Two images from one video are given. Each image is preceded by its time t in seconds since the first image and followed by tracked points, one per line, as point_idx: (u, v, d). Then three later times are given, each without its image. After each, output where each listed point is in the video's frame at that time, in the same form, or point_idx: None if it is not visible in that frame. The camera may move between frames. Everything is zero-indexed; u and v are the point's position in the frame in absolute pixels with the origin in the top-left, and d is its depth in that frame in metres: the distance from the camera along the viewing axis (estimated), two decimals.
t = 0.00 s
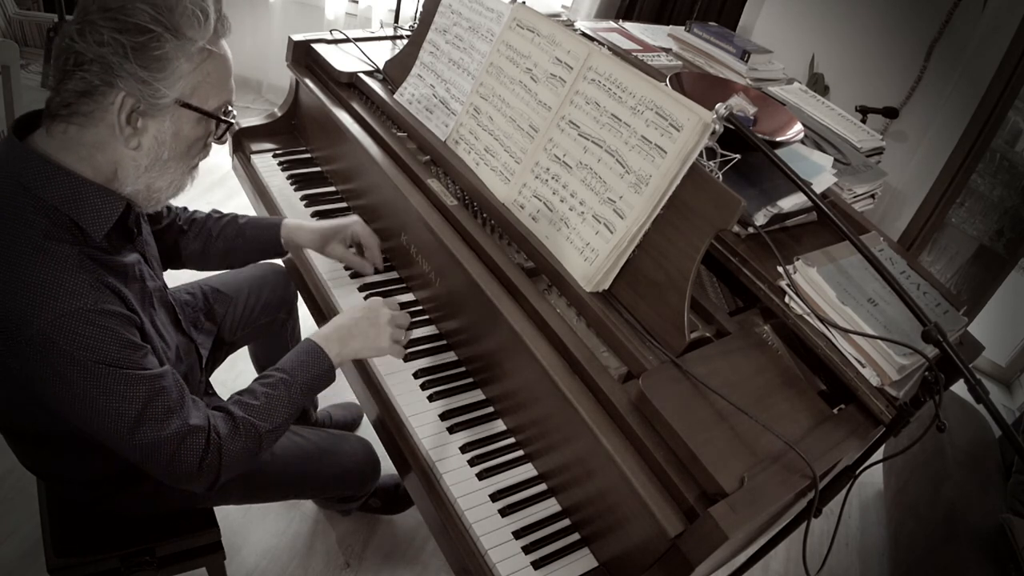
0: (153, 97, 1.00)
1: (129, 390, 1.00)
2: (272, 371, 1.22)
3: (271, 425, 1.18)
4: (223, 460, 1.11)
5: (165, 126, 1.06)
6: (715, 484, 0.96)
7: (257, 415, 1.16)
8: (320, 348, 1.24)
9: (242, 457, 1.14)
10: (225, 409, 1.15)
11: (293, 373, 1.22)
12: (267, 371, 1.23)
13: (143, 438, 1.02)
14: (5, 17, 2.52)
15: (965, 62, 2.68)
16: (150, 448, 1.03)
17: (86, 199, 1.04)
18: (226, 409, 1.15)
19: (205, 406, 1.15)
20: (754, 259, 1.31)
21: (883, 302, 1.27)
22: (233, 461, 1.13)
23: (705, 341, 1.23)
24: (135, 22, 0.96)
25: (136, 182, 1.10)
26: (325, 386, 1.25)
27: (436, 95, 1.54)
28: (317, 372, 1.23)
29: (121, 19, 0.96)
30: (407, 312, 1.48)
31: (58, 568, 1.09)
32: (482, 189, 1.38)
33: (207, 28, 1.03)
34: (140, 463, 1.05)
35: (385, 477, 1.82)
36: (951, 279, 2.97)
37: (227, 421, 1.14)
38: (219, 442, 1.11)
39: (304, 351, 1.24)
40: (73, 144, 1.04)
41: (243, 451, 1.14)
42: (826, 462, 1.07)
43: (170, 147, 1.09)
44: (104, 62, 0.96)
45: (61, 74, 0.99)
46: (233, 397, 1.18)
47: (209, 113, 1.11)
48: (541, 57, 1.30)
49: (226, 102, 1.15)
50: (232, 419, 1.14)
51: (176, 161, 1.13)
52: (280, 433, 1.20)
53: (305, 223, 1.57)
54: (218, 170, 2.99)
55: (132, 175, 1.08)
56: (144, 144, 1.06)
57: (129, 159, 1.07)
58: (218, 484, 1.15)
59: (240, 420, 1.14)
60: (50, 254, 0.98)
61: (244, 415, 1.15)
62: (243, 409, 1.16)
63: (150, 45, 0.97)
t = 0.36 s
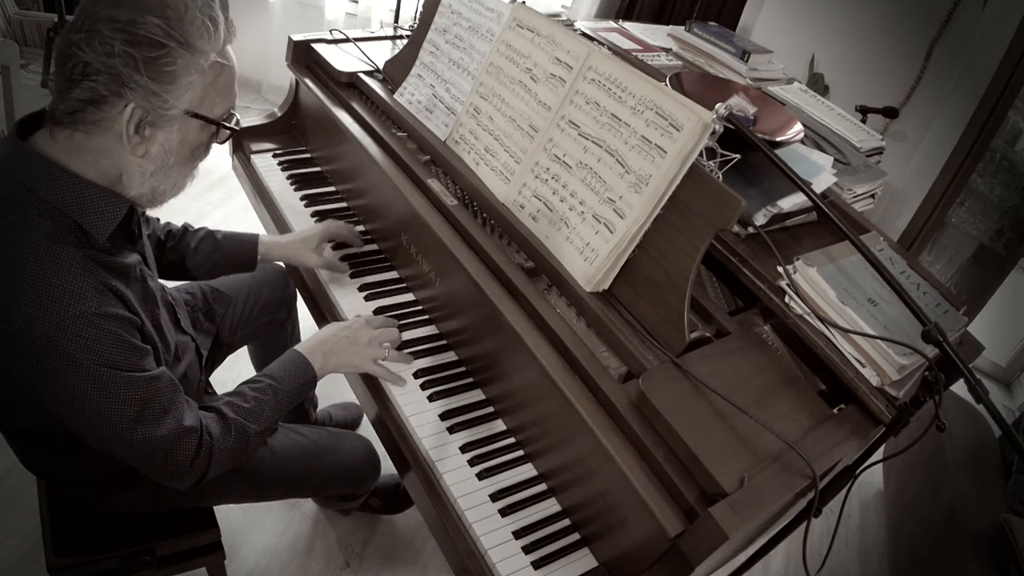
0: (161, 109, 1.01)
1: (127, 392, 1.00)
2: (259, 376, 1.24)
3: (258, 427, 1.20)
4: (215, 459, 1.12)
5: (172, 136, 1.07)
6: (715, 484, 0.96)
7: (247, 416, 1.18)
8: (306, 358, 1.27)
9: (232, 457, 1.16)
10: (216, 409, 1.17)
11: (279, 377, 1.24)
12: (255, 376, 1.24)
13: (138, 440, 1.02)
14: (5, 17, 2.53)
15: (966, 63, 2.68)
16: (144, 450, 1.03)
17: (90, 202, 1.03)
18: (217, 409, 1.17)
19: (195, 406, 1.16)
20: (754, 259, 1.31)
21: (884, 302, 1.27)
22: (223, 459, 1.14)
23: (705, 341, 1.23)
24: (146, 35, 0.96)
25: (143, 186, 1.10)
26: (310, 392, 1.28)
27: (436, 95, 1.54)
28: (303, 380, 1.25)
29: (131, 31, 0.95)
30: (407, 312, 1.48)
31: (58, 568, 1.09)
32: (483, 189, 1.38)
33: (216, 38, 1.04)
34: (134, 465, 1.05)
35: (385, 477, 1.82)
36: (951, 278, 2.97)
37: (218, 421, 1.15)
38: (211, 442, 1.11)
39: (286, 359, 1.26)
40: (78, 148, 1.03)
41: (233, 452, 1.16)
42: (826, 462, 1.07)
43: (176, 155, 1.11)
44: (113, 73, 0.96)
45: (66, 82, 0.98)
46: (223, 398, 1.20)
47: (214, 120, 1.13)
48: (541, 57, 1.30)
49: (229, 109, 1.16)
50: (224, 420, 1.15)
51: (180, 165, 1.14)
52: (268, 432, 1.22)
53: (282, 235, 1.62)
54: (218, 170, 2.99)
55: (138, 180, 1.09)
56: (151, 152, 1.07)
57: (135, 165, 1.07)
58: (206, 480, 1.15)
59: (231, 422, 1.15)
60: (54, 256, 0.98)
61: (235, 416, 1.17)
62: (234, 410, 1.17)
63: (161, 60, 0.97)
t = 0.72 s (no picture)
0: (145, 103, 1.00)
1: (122, 388, 1.00)
2: (253, 373, 1.24)
3: (253, 424, 1.19)
4: (209, 455, 1.12)
5: (158, 131, 1.07)
6: (715, 484, 0.96)
7: (242, 413, 1.18)
8: (299, 356, 1.27)
9: (226, 453, 1.16)
10: (210, 406, 1.16)
11: (272, 375, 1.24)
12: (248, 373, 1.24)
13: (134, 437, 1.03)
14: (5, 17, 2.53)
15: (965, 63, 2.69)
16: (139, 446, 1.03)
17: (85, 199, 1.03)
18: (211, 405, 1.16)
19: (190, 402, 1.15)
20: (754, 259, 1.31)
21: (884, 302, 1.27)
22: (216, 455, 1.13)
23: (705, 341, 1.23)
24: (125, 28, 0.95)
25: (133, 183, 1.10)
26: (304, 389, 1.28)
27: (436, 95, 1.54)
28: (296, 377, 1.25)
29: (111, 25, 0.95)
30: (407, 312, 1.48)
31: (58, 568, 1.09)
32: (482, 189, 1.38)
33: (199, 31, 1.02)
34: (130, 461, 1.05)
35: (385, 477, 1.83)
36: (951, 279, 2.96)
37: (212, 417, 1.15)
38: (205, 438, 1.11)
39: (279, 357, 1.27)
40: (69, 146, 1.03)
41: (227, 449, 1.15)
42: (826, 462, 1.07)
43: (166, 149, 1.10)
44: (96, 68, 0.96)
45: (54, 78, 0.99)
46: (217, 394, 1.20)
47: (203, 115, 1.11)
48: (541, 57, 1.30)
49: (221, 102, 1.14)
50: (218, 416, 1.15)
51: (171, 162, 1.13)
52: (263, 428, 1.22)
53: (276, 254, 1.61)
54: (218, 170, 2.98)
55: (128, 176, 1.09)
56: (138, 147, 1.07)
57: (124, 162, 1.07)
58: (199, 477, 1.15)
59: (226, 419, 1.15)
60: (49, 253, 0.98)
61: (230, 413, 1.16)
62: (228, 407, 1.17)
63: (141, 52, 0.97)
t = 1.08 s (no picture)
0: (131, 97, 1.00)
1: (118, 385, 1.00)
2: (252, 372, 1.24)
3: (252, 421, 1.19)
4: (206, 453, 1.12)
5: (147, 126, 1.06)
6: (715, 484, 0.96)
7: (240, 411, 1.18)
8: (298, 353, 1.27)
9: (225, 451, 1.15)
10: (209, 404, 1.16)
11: (271, 374, 1.24)
12: (247, 371, 1.24)
13: (131, 433, 1.02)
14: (5, 17, 2.53)
15: (965, 63, 2.69)
16: (135, 444, 1.03)
17: (80, 197, 1.03)
18: (210, 404, 1.16)
19: (189, 400, 1.15)
20: (754, 259, 1.31)
21: (884, 302, 1.27)
22: (213, 453, 1.13)
23: (705, 341, 1.23)
24: (110, 23, 0.95)
25: (124, 180, 1.10)
26: (303, 386, 1.28)
27: (436, 95, 1.54)
28: (295, 375, 1.25)
29: (97, 20, 0.95)
30: (407, 312, 1.48)
31: (58, 568, 1.09)
32: (482, 189, 1.38)
33: (186, 26, 1.01)
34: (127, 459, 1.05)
35: (385, 476, 1.83)
36: (951, 279, 2.96)
37: (211, 415, 1.14)
38: (203, 435, 1.11)
39: (279, 355, 1.27)
40: (60, 143, 1.03)
41: (225, 448, 1.15)
42: (826, 462, 1.07)
43: (155, 146, 1.09)
44: (83, 63, 0.96)
45: (45, 74, 1.00)
46: (216, 392, 1.19)
47: (192, 111, 1.10)
48: (541, 57, 1.30)
49: (213, 98, 1.14)
50: (216, 414, 1.15)
51: (162, 159, 1.12)
52: (261, 426, 1.22)
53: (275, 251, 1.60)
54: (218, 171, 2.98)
55: (119, 173, 1.09)
56: (126, 143, 1.06)
57: (115, 159, 1.07)
58: (194, 477, 1.15)
59: (224, 417, 1.15)
60: (44, 251, 0.98)
61: (228, 411, 1.16)
62: (226, 405, 1.17)
63: (125, 45, 0.96)
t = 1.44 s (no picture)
0: (130, 95, 1.00)
1: (120, 381, 1.00)
2: (256, 365, 1.23)
3: (257, 416, 1.19)
4: (211, 451, 1.12)
5: (145, 124, 1.05)
6: (715, 484, 0.96)
7: (243, 406, 1.17)
8: (304, 347, 1.26)
9: (230, 448, 1.15)
10: (212, 400, 1.16)
11: (276, 368, 1.23)
12: (250, 366, 1.23)
13: (133, 431, 1.02)
14: (6, 17, 2.53)
15: (966, 62, 2.69)
16: (138, 441, 1.03)
17: (78, 196, 1.03)
18: (212, 400, 1.16)
19: (191, 398, 1.15)
20: (754, 259, 1.31)
21: (884, 302, 1.27)
22: (219, 452, 1.13)
23: (705, 341, 1.23)
24: (112, 19, 0.96)
25: (121, 180, 1.09)
26: (308, 381, 1.27)
27: (436, 95, 1.54)
28: (301, 368, 1.25)
29: (100, 16, 0.96)
30: (407, 312, 1.48)
31: (58, 568, 1.09)
32: (482, 189, 1.38)
33: (188, 26, 1.01)
34: (129, 457, 1.05)
35: (385, 476, 1.83)
36: (951, 279, 2.96)
37: (215, 412, 1.14)
38: (207, 433, 1.11)
39: (286, 348, 1.26)
40: (59, 141, 1.04)
41: (230, 447, 1.15)
42: (826, 462, 1.07)
43: (153, 147, 1.08)
44: (84, 59, 0.96)
45: (47, 70, 1.00)
46: (219, 388, 1.19)
47: (191, 113, 1.09)
48: (541, 57, 1.30)
49: (212, 102, 1.13)
50: (220, 410, 1.15)
51: (160, 160, 1.12)
52: (267, 422, 1.21)
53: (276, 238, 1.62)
54: (217, 171, 2.98)
55: (116, 173, 1.08)
56: (123, 142, 1.06)
57: (112, 157, 1.07)
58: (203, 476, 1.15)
59: (229, 413, 1.15)
60: (43, 248, 0.98)
61: (232, 406, 1.16)
62: (230, 401, 1.16)
63: (125, 41, 0.97)
